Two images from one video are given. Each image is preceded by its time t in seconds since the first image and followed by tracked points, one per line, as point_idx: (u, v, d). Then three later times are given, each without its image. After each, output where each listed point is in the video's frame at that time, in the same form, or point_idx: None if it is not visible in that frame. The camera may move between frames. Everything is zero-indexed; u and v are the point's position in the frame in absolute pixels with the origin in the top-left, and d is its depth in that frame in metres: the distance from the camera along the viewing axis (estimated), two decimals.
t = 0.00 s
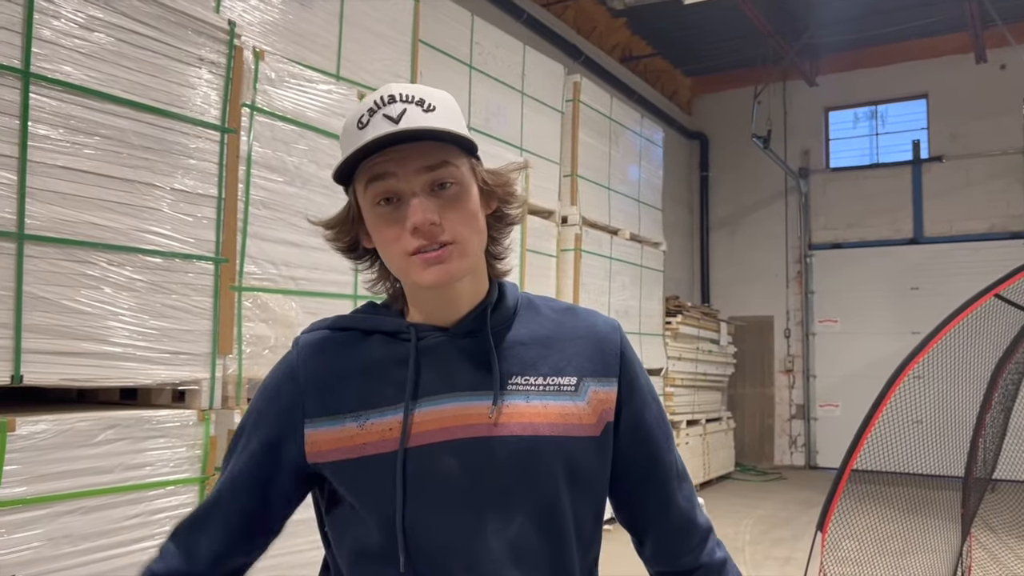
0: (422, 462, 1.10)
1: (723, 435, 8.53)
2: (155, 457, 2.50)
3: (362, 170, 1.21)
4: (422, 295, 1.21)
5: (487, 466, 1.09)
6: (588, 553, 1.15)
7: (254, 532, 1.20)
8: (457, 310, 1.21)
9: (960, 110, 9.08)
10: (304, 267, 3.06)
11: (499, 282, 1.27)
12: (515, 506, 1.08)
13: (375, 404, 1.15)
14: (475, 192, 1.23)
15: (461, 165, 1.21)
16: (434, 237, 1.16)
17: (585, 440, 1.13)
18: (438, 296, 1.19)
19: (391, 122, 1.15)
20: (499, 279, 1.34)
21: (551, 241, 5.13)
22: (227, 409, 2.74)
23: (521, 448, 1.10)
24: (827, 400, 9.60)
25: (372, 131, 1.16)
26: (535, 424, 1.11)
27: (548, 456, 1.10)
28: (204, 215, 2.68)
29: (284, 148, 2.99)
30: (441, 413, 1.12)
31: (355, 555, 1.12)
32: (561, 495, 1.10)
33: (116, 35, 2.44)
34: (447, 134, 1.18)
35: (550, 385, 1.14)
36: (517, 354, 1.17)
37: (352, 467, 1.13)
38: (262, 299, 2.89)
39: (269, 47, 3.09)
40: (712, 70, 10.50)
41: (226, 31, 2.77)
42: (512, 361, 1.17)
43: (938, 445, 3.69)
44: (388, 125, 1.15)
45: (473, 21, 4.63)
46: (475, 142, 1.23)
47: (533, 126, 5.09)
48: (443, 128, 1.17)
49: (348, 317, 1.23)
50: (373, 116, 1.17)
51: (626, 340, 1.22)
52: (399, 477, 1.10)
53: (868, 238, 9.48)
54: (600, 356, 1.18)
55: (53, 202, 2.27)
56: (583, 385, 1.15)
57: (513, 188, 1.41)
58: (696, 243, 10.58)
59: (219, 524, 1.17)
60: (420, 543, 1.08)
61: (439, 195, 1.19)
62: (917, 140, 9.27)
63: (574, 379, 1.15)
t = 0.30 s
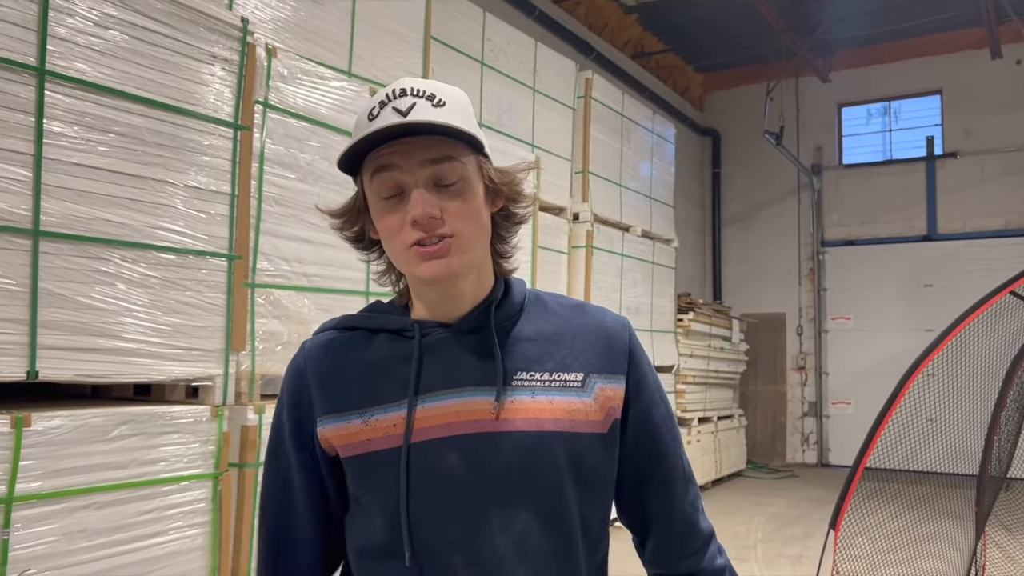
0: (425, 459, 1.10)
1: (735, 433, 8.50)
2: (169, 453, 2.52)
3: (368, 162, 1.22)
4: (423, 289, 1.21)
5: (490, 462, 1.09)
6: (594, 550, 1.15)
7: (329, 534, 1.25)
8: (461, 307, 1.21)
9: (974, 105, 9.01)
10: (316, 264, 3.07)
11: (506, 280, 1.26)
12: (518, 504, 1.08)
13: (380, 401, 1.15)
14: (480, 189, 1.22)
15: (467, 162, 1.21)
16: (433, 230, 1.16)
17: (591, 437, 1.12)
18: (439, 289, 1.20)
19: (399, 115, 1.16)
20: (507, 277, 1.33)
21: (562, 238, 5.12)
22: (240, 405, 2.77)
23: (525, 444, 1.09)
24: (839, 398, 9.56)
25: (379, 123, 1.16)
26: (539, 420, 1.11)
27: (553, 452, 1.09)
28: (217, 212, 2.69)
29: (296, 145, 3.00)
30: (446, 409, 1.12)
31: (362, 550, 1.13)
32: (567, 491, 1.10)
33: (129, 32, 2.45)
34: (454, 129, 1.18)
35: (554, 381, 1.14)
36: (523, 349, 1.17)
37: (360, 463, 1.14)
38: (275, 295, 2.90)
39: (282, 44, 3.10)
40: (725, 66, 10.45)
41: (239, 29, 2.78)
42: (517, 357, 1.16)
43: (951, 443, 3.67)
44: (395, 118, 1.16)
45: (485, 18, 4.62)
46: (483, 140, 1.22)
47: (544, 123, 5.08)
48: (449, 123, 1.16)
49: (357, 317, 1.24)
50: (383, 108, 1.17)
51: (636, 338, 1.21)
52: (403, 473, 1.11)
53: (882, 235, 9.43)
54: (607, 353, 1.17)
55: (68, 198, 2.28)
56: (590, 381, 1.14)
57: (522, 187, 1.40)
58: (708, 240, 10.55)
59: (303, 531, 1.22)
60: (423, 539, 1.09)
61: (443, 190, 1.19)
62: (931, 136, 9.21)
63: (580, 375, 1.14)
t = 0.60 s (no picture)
0: (446, 456, 1.10)
1: (747, 430, 8.47)
2: (183, 449, 2.53)
3: (393, 155, 1.22)
4: (446, 285, 1.21)
5: (508, 460, 1.09)
6: (612, 548, 1.15)
7: (335, 535, 1.24)
8: (481, 305, 1.21)
9: (990, 101, 8.93)
10: (330, 260, 3.08)
11: (524, 277, 1.26)
12: (539, 501, 1.08)
13: (399, 397, 1.15)
14: (503, 186, 1.23)
15: (492, 159, 1.21)
16: (459, 226, 1.16)
17: (610, 434, 1.13)
18: (462, 286, 1.19)
19: (426, 109, 1.16)
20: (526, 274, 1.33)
21: (575, 234, 5.11)
22: (253, 401, 2.78)
23: (542, 440, 1.10)
24: (853, 396, 9.51)
25: (406, 116, 1.16)
26: (558, 416, 1.11)
27: (572, 449, 1.10)
28: (231, 209, 2.70)
29: (309, 142, 3.00)
30: (466, 406, 1.12)
31: (381, 546, 1.13)
32: (587, 488, 1.10)
33: (143, 30, 2.46)
34: (481, 124, 1.18)
35: (573, 377, 1.14)
36: (543, 347, 1.17)
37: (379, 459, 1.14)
38: (288, 292, 2.91)
39: (295, 41, 3.10)
40: (737, 62, 10.39)
41: (253, 26, 2.79)
42: (536, 354, 1.16)
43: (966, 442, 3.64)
44: (423, 110, 1.16)
45: (497, 14, 4.61)
46: (508, 137, 1.23)
47: (556, 119, 5.07)
48: (478, 118, 1.17)
49: (375, 313, 1.24)
50: (410, 102, 1.17)
51: (653, 337, 1.21)
52: (422, 470, 1.11)
53: (896, 232, 9.37)
54: (625, 350, 1.17)
55: (82, 195, 2.30)
56: (609, 378, 1.15)
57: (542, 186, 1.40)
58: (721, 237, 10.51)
59: (305, 531, 1.21)
60: (444, 536, 1.08)
61: (468, 185, 1.19)
62: (947, 132, 9.14)
63: (599, 373, 1.14)
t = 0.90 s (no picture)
0: (463, 451, 1.09)
1: (760, 430, 8.45)
2: (195, 446, 2.54)
3: (444, 147, 1.20)
4: (486, 282, 1.20)
5: (525, 456, 1.08)
6: (626, 543, 1.14)
7: (325, 527, 1.22)
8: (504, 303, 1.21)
9: (1005, 99, 8.86)
10: (342, 259, 3.09)
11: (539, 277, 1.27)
12: (554, 496, 1.07)
13: (416, 392, 1.13)
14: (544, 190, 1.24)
15: (538, 162, 1.23)
16: (513, 224, 1.16)
17: (624, 431, 1.13)
18: (504, 283, 1.19)
19: (487, 105, 1.16)
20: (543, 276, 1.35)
21: (586, 234, 5.11)
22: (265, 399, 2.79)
23: (559, 436, 1.09)
24: (866, 396, 9.46)
25: (467, 110, 1.15)
26: (572, 412, 1.11)
27: (586, 445, 1.10)
28: (243, 207, 2.71)
29: (321, 141, 3.01)
30: (482, 402, 1.11)
31: (393, 542, 1.11)
32: (601, 485, 1.09)
33: (156, 29, 2.47)
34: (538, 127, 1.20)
35: (590, 374, 1.14)
36: (561, 344, 1.17)
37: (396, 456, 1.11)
38: (300, 290, 2.92)
39: (306, 40, 3.11)
40: (750, 60, 10.35)
41: (265, 25, 2.80)
42: (554, 352, 1.16)
43: (980, 443, 3.61)
44: (485, 106, 1.15)
45: (509, 13, 4.61)
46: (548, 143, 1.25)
47: (567, 118, 5.07)
48: (539, 119, 1.18)
49: (391, 305, 1.22)
50: (468, 97, 1.17)
51: (663, 335, 1.22)
52: (437, 466, 1.09)
53: (909, 231, 9.31)
54: (638, 347, 1.18)
55: (96, 194, 2.31)
56: (622, 375, 1.15)
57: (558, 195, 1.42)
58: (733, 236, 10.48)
59: (299, 520, 1.19)
60: (461, 531, 1.07)
61: (521, 184, 1.20)
62: (961, 130, 9.07)
63: (612, 369, 1.14)
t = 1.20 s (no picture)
0: (477, 439, 1.08)
1: (767, 427, 8.43)
2: (203, 442, 2.54)
3: (446, 139, 1.21)
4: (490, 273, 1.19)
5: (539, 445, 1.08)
6: (631, 537, 1.14)
7: (306, 501, 1.15)
8: (515, 295, 1.21)
9: (1016, 95, 8.80)
10: (349, 255, 3.09)
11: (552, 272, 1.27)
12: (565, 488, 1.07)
13: (430, 379, 1.13)
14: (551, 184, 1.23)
15: (545, 155, 1.22)
16: (513, 214, 1.16)
17: (635, 425, 1.12)
18: (506, 274, 1.18)
19: (489, 98, 1.15)
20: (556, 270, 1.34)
21: (594, 231, 5.10)
22: (273, 395, 2.79)
23: (573, 429, 1.09)
24: (874, 394, 9.42)
25: (468, 102, 1.15)
26: (585, 405, 1.11)
27: (598, 438, 1.09)
28: (251, 203, 2.71)
29: (329, 137, 3.01)
30: (497, 391, 1.11)
31: (400, 529, 1.08)
32: (611, 478, 1.09)
33: (165, 25, 2.47)
34: (542, 118, 1.19)
35: (601, 369, 1.14)
36: (574, 337, 1.17)
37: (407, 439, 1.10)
38: (308, 287, 2.92)
39: (315, 37, 3.11)
40: (758, 56, 10.32)
41: (273, 21, 2.80)
42: (567, 346, 1.16)
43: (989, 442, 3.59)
44: (485, 98, 1.15)
45: (517, 9, 4.60)
46: (557, 135, 1.24)
47: (575, 115, 5.06)
48: (541, 112, 1.18)
49: (408, 287, 1.23)
50: (471, 89, 1.16)
51: (676, 332, 1.22)
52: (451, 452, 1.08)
53: (918, 229, 9.26)
54: (650, 343, 1.18)
55: (105, 190, 2.32)
56: (634, 370, 1.14)
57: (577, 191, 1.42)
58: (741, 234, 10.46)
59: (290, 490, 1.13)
60: (472, 518, 1.06)
61: (523, 176, 1.19)
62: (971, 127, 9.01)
63: (624, 364, 1.15)
